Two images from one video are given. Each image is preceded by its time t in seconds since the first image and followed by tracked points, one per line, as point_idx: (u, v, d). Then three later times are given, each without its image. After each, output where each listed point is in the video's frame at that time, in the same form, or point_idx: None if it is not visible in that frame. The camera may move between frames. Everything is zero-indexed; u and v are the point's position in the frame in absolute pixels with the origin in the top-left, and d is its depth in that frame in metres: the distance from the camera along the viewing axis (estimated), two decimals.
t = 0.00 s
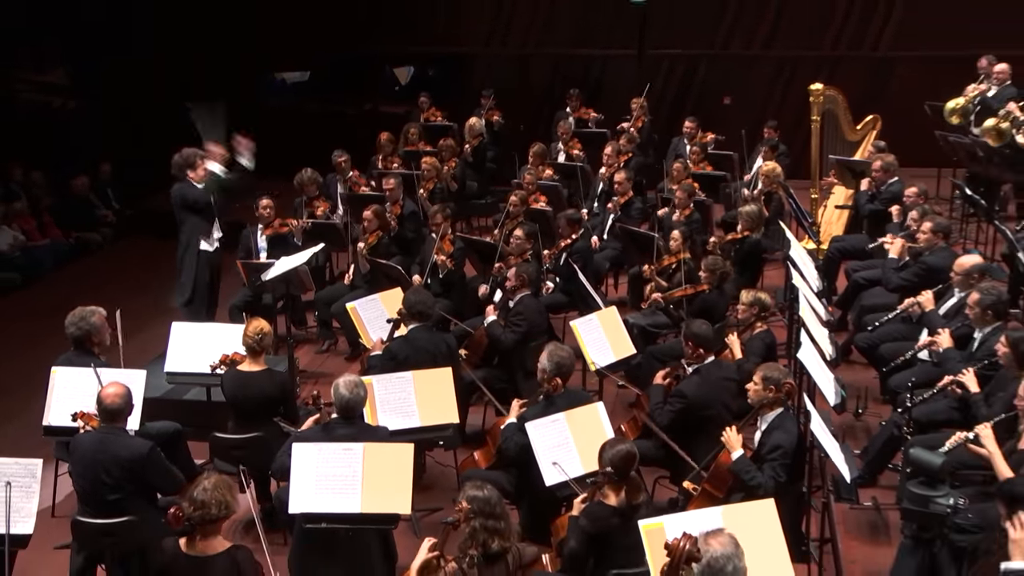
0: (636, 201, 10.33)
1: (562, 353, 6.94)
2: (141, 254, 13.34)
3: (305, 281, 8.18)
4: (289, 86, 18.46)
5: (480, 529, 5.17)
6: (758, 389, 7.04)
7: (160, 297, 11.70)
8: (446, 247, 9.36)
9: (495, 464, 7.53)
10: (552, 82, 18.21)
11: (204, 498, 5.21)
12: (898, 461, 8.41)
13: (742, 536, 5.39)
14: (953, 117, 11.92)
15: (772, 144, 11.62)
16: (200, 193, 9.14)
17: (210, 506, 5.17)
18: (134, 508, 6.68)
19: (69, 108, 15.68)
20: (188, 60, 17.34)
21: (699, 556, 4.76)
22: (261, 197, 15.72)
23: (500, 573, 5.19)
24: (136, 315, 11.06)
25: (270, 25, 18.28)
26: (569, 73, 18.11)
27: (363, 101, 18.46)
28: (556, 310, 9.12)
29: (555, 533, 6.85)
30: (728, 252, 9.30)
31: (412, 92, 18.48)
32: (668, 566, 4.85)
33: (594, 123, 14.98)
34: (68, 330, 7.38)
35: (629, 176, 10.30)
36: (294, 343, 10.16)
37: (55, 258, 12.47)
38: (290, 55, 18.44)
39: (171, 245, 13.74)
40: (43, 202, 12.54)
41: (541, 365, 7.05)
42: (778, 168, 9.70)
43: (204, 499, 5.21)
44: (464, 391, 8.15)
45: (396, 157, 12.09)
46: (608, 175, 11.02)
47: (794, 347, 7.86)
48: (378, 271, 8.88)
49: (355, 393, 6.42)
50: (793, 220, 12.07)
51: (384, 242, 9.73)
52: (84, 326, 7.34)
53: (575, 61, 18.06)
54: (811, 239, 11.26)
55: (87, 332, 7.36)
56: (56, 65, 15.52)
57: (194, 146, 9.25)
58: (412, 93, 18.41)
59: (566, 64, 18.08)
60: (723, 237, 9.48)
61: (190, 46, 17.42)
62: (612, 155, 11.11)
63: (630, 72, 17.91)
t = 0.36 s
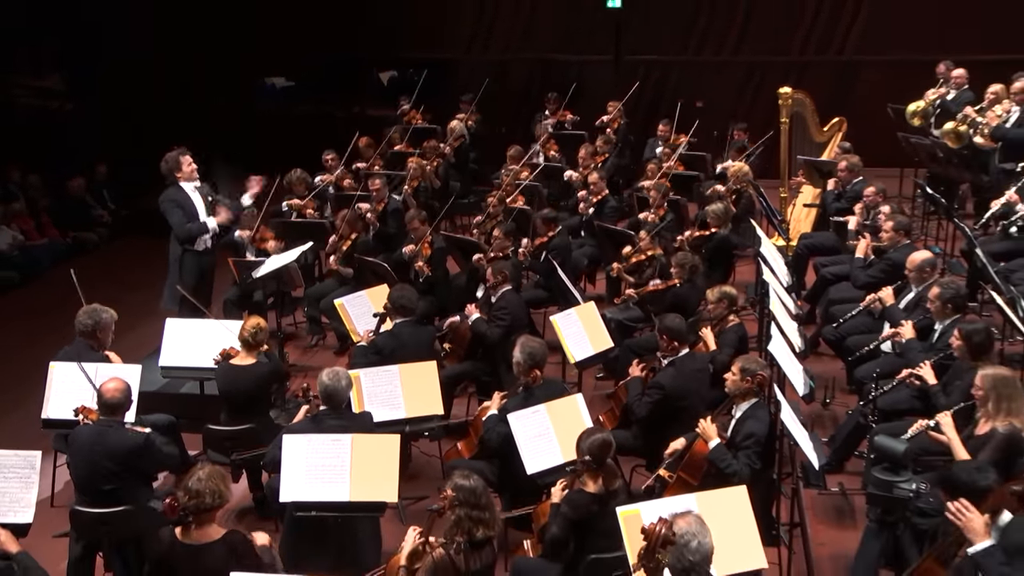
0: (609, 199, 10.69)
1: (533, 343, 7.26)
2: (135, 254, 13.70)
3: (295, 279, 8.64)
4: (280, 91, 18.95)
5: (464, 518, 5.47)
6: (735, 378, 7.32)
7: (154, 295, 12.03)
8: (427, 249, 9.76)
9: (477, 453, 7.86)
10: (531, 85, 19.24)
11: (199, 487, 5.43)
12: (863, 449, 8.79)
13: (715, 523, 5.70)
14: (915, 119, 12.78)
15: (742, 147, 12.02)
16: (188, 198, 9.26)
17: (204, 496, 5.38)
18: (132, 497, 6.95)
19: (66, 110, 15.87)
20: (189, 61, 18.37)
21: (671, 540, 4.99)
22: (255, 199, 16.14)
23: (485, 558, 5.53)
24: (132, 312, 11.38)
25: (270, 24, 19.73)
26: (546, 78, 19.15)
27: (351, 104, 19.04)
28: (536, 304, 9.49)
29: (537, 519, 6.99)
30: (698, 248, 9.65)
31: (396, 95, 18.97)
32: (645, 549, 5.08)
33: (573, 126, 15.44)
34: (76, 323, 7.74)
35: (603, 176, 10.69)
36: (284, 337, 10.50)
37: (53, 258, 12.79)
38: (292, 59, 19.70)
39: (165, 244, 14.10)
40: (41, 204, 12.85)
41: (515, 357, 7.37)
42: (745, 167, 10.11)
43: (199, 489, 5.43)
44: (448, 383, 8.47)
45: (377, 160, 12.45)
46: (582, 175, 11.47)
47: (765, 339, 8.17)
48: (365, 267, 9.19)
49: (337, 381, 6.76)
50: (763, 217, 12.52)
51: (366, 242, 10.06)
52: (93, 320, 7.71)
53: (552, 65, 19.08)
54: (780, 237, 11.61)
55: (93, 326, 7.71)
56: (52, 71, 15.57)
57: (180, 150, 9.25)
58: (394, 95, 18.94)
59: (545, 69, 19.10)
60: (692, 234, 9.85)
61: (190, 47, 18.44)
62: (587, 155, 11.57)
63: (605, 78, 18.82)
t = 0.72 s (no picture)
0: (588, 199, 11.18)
1: (497, 339, 7.65)
2: (129, 253, 14.05)
3: (285, 277, 8.97)
4: (271, 95, 19.10)
5: (445, 502, 5.66)
6: (709, 370, 7.54)
7: (148, 293, 12.36)
8: (417, 244, 9.95)
9: (461, 443, 8.19)
10: (512, 91, 19.63)
11: (194, 471, 5.62)
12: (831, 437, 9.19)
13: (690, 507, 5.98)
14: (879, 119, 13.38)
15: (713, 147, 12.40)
16: (180, 200, 9.54)
17: (199, 479, 5.58)
18: (129, 487, 6.98)
19: (65, 114, 16.22)
20: (190, 61, 19.21)
21: (648, 530, 5.01)
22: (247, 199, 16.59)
23: (469, 543, 5.73)
24: (127, 310, 11.71)
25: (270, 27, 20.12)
26: (530, 82, 19.56)
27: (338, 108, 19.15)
28: (517, 300, 9.84)
29: (521, 507, 7.21)
30: (671, 247, 10.01)
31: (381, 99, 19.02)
32: (619, 536, 5.11)
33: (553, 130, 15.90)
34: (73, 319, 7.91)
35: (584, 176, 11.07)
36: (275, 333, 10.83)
37: (52, 257, 13.12)
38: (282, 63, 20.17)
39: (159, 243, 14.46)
40: (39, 204, 13.20)
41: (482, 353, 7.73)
42: (716, 169, 10.60)
43: (194, 473, 5.62)
44: (434, 376, 8.80)
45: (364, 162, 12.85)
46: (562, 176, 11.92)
47: (737, 333, 8.53)
48: (351, 265, 9.43)
49: (327, 373, 7.12)
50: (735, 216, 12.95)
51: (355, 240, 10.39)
52: (89, 316, 7.94)
53: (533, 71, 19.53)
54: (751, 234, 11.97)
55: (90, 322, 7.89)
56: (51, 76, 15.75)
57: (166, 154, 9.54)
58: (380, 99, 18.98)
59: (526, 74, 19.54)
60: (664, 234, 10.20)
61: (191, 47, 19.28)
62: (567, 156, 11.99)
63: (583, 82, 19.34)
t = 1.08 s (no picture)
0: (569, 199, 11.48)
1: (491, 334, 7.87)
2: (125, 252, 14.43)
3: (276, 276, 9.25)
4: (261, 98, 20.29)
5: (434, 495, 5.79)
6: (683, 363, 7.84)
7: (142, 290, 12.69)
8: (404, 241, 10.36)
9: (447, 434, 8.52)
10: (493, 95, 20.37)
11: (185, 464, 5.82)
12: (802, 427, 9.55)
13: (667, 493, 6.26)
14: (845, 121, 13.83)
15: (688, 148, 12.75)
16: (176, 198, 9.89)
17: (189, 472, 5.79)
18: (124, 480, 7.21)
19: (59, 118, 16.95)
20: (190, 60, 20.01)
21: (629, 515, 5.20)
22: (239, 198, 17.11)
23: (455, 532, 5.91)
24: (122, 307, 12.06)
25: (269, 27, 20.69)
26: (513, 87, 20.27)
27: (325, 112, 20.31)
28: (501, 296, 10.18)
29: (504, 495, 7.59)
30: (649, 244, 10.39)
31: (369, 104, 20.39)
32: (602, 522, 5.28)
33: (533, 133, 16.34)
34: (64, 319, 8.03)
35: (566, 177, 11.39)
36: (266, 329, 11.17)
37: (49, 256, 13.47)
38: (280, 63, 20.66)
39: (153, 241, 14.84)
40: (36, 205, 13.55)
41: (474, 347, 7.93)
42: (692, 168, 10.91)
43: (185, 465, 5.83)
44: (420, 370, 9.12)
45: (352, 162, 13.18)
46: (544, 174, 12.30)
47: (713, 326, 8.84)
48: (343, 263, 9.80)
49: (316, 365, 7.36)
50: (710, 214, 13.38)
51: (347, 237, 10.64)
52: (79, 316, 8.01)
53: (514, 75, 20.20)
54: (724, 231, 12.33)
55: (82, 322, 8.02)
56: (47, 82, 16.60)
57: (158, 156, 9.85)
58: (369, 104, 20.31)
59: (510, 78, 20.21)
60: (644, 232, 10.61)
61: (191, 48, 20.09)
62: (548, 156, 12.42)
63: (562, 84, 19.96)
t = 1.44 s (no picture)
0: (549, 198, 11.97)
1: (483, 327, 8.16)
2: (122, 251, 14.77)
3: (267, 273, 9.54)
4: (253, 102, 20.33)
5: (428, 492, 5.68)
6: (657, 356, 8.11)
7: (138, 288, 13.01)
8: (390, 240, 10.73)
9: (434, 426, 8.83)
10: (476, 98, 20.94)
11: (181, 463, 5.99)
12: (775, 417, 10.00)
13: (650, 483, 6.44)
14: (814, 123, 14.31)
15: (665, 149, 13.08)
16: (177, 209, 10.22)
17: (186, 470, 5.97)
18: (121, 471, 7.50)
19: (56, 121, 17.84)
20: (189, 61, 20.49)
21: (611, 504, 5.49)
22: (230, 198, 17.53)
23: (445, 533, 5.83)
24: (120, 304, 12.38)
25: (268, 27, 21.20)
26: (496, 88, 20.84)
27: (315, 115, 20.29)
28: (486, 293, 10.52)
29: (489, 485, 7.90)
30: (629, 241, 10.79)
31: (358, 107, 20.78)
32: (585, 510, 5.56)
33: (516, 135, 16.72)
34: (65, 316, 8.36)
35: (547, 177, 11.88)
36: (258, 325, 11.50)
37: (49, 255, 13.78)
38: (278, 66, 21.12)
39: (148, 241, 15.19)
40: (34, 206, 13.86)
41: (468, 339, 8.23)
42: (670, 168, 11.27)
43: (181, 464, 5.99)
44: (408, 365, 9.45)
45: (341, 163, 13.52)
46: (528, 175, 12.70)
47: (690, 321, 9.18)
48: (334, 261, 10.10)
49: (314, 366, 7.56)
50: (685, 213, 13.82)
51: (337, 237, 10.96)
52: (79, 313, 8.31)
53: (498, 78, 20.76)
54: (699, 229, 12.69)
55: (82, 319, 8.32)
56: (43, 91, 17.49)
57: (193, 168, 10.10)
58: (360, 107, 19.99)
59: (494, 81, 20.78)
60: (624, 229, 10.97)
61: (190, 48, 20.61)
62: (531, 158, 12.84)
63: (543, 88, 20.61)
